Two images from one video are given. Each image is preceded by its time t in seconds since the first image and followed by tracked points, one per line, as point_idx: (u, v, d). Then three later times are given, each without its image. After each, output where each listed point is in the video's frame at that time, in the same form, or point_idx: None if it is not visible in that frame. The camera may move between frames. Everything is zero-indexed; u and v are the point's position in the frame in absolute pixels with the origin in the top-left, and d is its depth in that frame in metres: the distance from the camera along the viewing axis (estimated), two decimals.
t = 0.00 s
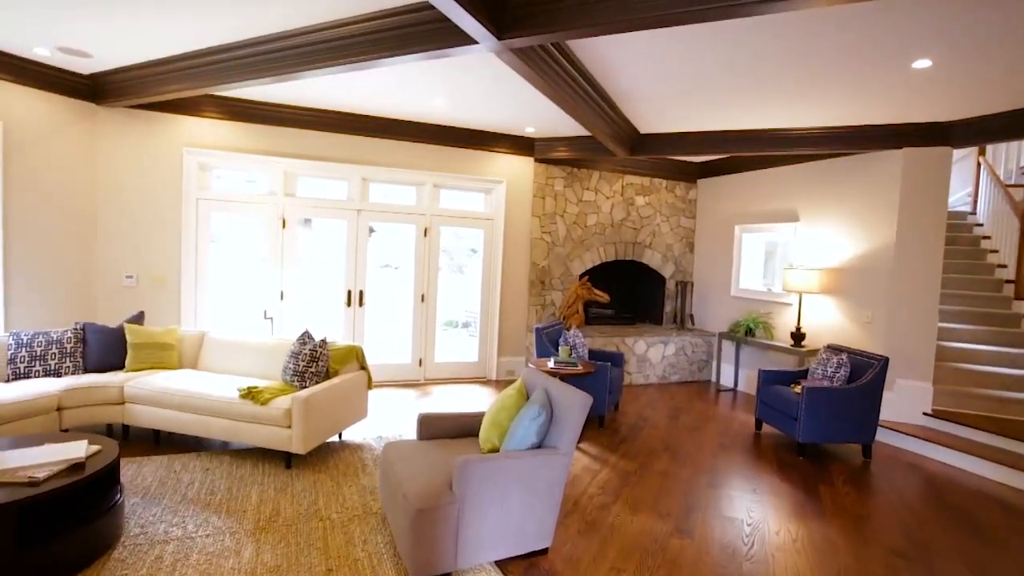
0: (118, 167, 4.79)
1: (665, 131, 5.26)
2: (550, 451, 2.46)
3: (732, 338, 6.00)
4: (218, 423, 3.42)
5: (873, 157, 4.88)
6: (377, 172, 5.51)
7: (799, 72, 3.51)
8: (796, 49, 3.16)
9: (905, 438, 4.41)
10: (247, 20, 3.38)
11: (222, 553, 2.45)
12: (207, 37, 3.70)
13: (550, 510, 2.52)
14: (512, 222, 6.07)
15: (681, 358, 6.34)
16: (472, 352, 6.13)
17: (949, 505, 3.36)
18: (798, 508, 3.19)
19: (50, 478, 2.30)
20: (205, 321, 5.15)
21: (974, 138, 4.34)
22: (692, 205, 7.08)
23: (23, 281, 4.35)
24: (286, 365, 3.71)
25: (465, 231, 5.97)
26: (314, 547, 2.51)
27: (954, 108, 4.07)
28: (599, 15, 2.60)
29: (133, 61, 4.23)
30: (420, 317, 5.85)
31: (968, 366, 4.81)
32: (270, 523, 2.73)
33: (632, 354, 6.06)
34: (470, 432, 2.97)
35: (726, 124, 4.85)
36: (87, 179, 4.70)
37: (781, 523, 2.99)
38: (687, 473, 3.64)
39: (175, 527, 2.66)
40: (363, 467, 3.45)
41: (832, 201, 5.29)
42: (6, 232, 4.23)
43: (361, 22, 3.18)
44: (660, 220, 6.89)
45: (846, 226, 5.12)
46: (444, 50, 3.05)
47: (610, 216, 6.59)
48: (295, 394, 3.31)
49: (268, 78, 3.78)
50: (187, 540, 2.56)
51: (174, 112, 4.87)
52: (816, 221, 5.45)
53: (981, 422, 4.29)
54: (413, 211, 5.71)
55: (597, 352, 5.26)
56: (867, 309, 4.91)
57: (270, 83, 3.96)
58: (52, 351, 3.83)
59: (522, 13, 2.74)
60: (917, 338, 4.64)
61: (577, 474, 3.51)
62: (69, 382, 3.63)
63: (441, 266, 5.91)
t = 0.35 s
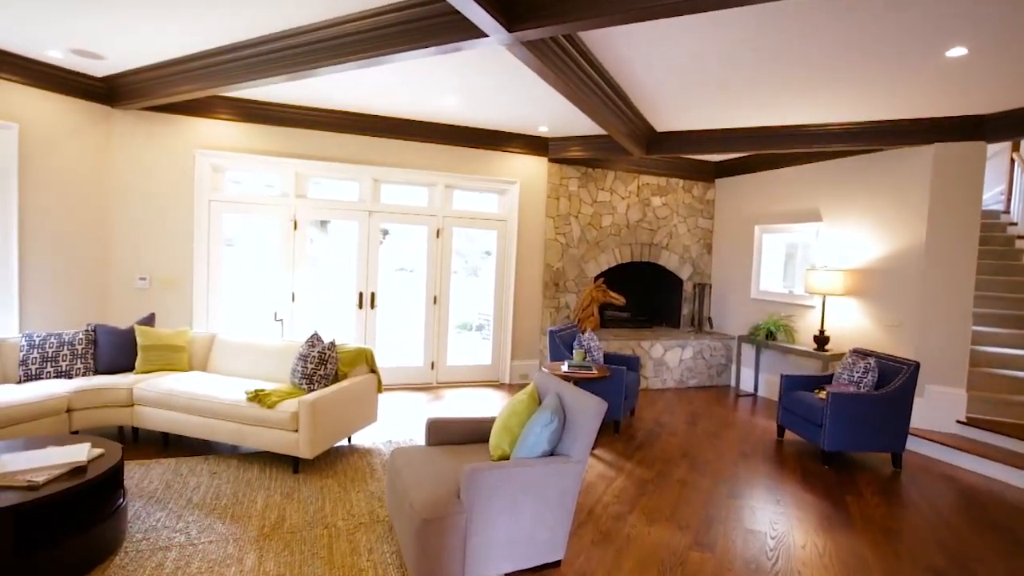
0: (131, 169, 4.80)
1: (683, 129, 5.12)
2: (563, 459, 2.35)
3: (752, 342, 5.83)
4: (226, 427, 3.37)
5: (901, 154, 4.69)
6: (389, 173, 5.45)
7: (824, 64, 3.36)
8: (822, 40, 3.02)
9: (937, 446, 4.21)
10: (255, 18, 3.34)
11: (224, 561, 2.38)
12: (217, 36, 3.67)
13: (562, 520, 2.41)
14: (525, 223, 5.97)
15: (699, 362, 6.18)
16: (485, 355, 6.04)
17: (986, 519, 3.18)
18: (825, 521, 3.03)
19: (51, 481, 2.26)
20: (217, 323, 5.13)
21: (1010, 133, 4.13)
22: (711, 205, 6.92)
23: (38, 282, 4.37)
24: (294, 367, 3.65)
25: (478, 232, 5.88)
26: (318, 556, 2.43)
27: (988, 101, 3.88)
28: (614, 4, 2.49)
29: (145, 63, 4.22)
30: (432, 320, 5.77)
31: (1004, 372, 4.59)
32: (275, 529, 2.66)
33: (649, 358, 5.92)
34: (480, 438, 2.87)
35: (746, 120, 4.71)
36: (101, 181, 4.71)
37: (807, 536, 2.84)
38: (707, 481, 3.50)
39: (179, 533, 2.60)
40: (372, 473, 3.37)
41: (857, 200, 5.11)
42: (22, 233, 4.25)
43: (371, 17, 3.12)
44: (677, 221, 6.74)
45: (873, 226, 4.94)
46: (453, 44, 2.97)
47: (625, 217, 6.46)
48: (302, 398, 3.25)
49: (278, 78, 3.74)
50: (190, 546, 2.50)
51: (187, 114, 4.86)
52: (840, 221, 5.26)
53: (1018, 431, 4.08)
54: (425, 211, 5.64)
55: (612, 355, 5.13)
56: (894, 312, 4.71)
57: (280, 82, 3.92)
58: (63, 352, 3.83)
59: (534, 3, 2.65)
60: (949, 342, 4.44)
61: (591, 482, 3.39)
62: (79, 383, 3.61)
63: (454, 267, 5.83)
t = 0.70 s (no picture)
0: (150, 169, 4.83)
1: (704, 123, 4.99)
2: (581, 459, 2.26)
3: (775, 342, 5.67)
4: (240, 424, 3.35)
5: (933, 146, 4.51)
6: (405, 171, 5.43)
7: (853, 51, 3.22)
8: (853, 25, 2.89)
9: (975, 450, 4.02)
10: (269, 14, 3.32)
11: (235, 560, 2.34)
12: (233, 33, 3.66)
13: (581, 523, 2.32)
14: (542, 221, 5.90)
15: (721, 363, 6.03)
16: (502, 355, 5.97)
17: None
18: (856, 527, 2.89)
19: (63, 477, 2.24)
20: (235, 322, 5.14)
21: None
22: (732, 202, 6.76)
23: (60, 280, 4.42)
24: (309, 365, 3.62)
25: (494, 229, 5.82)
26: (330, 556, 2.38)
27: None
28: None
29: (163, 62, 4.24)
30: (448, 319, 5.72)
31: None
32: (288, 528, 2.62)
33: (669, 358, 5.80)
34: (495, 438, 2.79)
35: (770, 113, 4.57)
36: (121, 180, 4.75)
37: (839, 542, 2.71)
38: (731, 485, 3.38)
39: (191, 531, 2.57)
40: (386, 472, 3.32)
41: (886, 195, 4.93)
42: (44, 232, 4.30)
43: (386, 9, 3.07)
44: (697, 218, 6.60)
45: (903, 222, 4.75)
46: (469, 34, 2.91)
47: (644, 214, 6.34)
48: (316, 395, 3.21)
49: (293, 73, 3.72)
50: (203, 544, 2.47)
51: (204, 113, 4.88)
52: (868, 217, 5.09)
53: None
54: (441, 210, 5.60)
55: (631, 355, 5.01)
56: (927, 310, 4.53)
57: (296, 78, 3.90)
58: (83, 349, 3.85)
59: None
60: (985, 341, 4.25)
61: (610, 484, 3.30)
62: (97, 380, 3.62)
63: (470, 266, 5.77)
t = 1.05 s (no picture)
0: (169, 169, 4.86)
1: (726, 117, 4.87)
2: (602, 461, 2.18)
3: (800, 342, 5.51)
4: (256, 423, 3.33)
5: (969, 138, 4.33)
6: (421, 170, 5.39)
7: (884, 37, 3.09)
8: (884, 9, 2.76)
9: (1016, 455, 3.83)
10: (284, 11, 3.31)
11: (249, 560, 2.30)
12: (249, 31, 3.65)
13: (601, 526, 2.23)
14: (560, 219, 5.81)
15: (743, 363, 5.88)
16: (519, 355, 5.89)
17: None
18: (891, 535, 2.76)
19: (78, 473, 2.22)
20: (252, 321, 5.15)
21: None
22: (754, 199, 6.60)
23: (83, 279, 4.47)
24: (325, 363, 3.59)
25: (511, 228, 5.75)
26: (344, 558, 2.33)
27: None
28: None
29: (181, 62, 4.26)
30: (465, 319, 5.67)
31: None
32: (302, 528, 2.57)
33: (690, 358, 5.67)
34: (513, 438, 2.72)
35: (795, 105, 4.43)
36: (142, 180, 4.79)
37: (874, 550, 2.58)
38: (757, 488, 3.26)
39: (205, 530, 2.54)
40: (402, 472, 3.27)
41: (917, 189, 4.75)
42: (67, 232, 4.35)
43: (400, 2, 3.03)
44: (718, 215, 6.46)
45: (936, 216, 4.57)
46: (484, 26, 2.85)
47: (664, 212, 6.21)
48: (331, 394, 3.17)
49: (308, 70, 3.70)
50: (217, 542, 2.44)
51: (222, 113, 4.90)
52: (898, 212, 4.91)
53: None
54: (458, 208, 5.55)
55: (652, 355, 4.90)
56: (962, 308, 4.34)
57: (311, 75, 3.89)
58: (103, 347, 3.87)
59: None
60: None
61: (631, 487, 3.20)
62: (116, 379, 3.64)
63: (487, 265, 5.71)
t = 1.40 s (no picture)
0: (192, 173, 4.92)
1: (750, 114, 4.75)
2: (625, 467, 2.11)
3: (828, 345, 5.34)
4: (275, 425, 3.33)
5: (1007, 132, 4.15)
6: (440, 172, 5.38)
7: (916, 28, 2.97)
8: None
9: None
10: (302, 14, 3.32)
11: (267, 564, 2.28)
12: (268, 36, 3.68)
13: (624, 534, 2.16)
14: (579, 220, 5.75)
15: (769, 367, 5.73)
16: (539, 357, 5.83)
17: None
18: (931, 547, 2.62)
19: (99, 474, 2.23)
20: (273, 323, 5.19)
21: None
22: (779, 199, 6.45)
23: (109, 282, 4.54)
24: (343, 366, 3.58)
25: (530, 229, 5.70)
26: (361, 562, 2.30)
27: None
28: None
29: (203, 68, 4.32)
30: (484, 321, 5.62)
31: None
32: (320, 532, 2.55)
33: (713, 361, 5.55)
34: (532, 443, 2.66)
35: (822, 101, 4.30)
36: (166, 185, 4.87)
37: (913, 563, 2.46)
38: (786, 496, 3.14)
39: (225, 532, 2.54)
40: (420, 477, 3.23)
41: (951, 186, 4.57)
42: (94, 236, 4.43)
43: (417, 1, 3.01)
44: (741, 215, 6.32)
45: (972, 214, 4.40)
46: (502, 24, 2.81)
47: (686, 212, 6.10)
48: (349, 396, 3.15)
49: (327, 73, 3.72)
50: (236, 545, 2.43)
51: (244, 118, 4.95)
52: (931, 210, 4.73)
53: None
54: (477, 210, 5.53)
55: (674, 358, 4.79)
56: (1001, 309, 4.16)
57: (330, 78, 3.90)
58: (127, 350, 3.92)
59: None
60: None
61: (655, 493, 3.12)
62: (139, 380, 3.67)
63: (506, 267, 5.67)
